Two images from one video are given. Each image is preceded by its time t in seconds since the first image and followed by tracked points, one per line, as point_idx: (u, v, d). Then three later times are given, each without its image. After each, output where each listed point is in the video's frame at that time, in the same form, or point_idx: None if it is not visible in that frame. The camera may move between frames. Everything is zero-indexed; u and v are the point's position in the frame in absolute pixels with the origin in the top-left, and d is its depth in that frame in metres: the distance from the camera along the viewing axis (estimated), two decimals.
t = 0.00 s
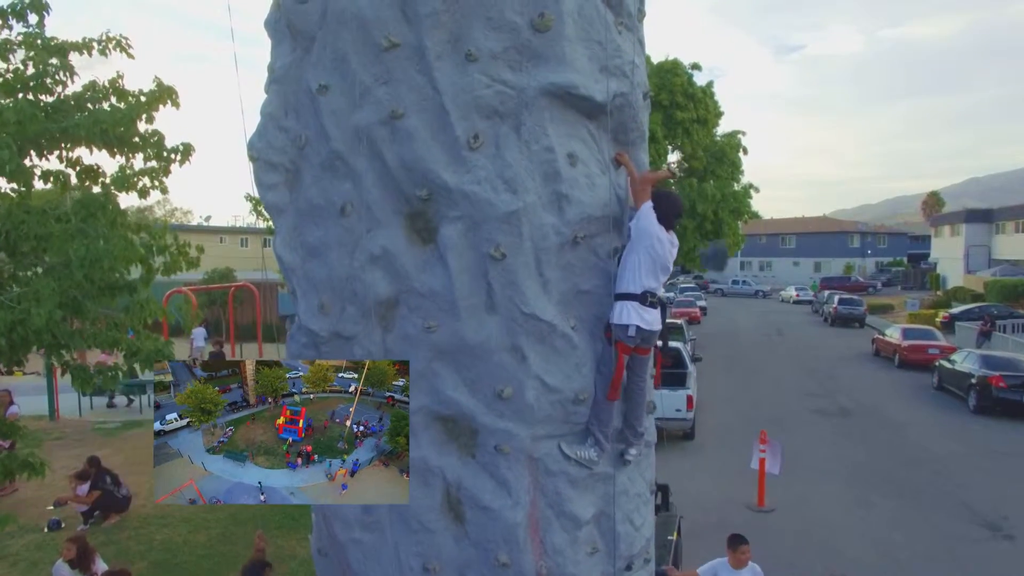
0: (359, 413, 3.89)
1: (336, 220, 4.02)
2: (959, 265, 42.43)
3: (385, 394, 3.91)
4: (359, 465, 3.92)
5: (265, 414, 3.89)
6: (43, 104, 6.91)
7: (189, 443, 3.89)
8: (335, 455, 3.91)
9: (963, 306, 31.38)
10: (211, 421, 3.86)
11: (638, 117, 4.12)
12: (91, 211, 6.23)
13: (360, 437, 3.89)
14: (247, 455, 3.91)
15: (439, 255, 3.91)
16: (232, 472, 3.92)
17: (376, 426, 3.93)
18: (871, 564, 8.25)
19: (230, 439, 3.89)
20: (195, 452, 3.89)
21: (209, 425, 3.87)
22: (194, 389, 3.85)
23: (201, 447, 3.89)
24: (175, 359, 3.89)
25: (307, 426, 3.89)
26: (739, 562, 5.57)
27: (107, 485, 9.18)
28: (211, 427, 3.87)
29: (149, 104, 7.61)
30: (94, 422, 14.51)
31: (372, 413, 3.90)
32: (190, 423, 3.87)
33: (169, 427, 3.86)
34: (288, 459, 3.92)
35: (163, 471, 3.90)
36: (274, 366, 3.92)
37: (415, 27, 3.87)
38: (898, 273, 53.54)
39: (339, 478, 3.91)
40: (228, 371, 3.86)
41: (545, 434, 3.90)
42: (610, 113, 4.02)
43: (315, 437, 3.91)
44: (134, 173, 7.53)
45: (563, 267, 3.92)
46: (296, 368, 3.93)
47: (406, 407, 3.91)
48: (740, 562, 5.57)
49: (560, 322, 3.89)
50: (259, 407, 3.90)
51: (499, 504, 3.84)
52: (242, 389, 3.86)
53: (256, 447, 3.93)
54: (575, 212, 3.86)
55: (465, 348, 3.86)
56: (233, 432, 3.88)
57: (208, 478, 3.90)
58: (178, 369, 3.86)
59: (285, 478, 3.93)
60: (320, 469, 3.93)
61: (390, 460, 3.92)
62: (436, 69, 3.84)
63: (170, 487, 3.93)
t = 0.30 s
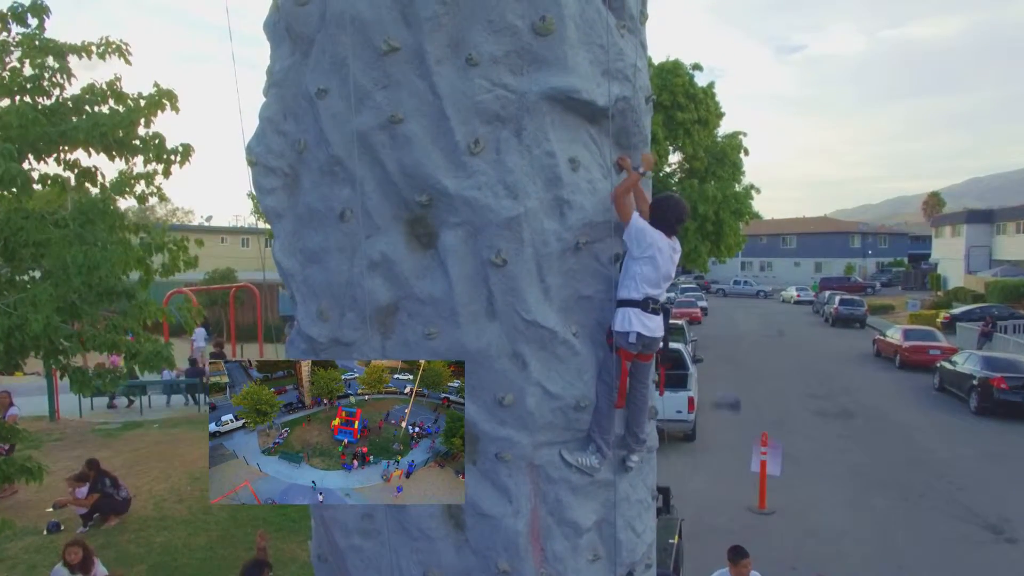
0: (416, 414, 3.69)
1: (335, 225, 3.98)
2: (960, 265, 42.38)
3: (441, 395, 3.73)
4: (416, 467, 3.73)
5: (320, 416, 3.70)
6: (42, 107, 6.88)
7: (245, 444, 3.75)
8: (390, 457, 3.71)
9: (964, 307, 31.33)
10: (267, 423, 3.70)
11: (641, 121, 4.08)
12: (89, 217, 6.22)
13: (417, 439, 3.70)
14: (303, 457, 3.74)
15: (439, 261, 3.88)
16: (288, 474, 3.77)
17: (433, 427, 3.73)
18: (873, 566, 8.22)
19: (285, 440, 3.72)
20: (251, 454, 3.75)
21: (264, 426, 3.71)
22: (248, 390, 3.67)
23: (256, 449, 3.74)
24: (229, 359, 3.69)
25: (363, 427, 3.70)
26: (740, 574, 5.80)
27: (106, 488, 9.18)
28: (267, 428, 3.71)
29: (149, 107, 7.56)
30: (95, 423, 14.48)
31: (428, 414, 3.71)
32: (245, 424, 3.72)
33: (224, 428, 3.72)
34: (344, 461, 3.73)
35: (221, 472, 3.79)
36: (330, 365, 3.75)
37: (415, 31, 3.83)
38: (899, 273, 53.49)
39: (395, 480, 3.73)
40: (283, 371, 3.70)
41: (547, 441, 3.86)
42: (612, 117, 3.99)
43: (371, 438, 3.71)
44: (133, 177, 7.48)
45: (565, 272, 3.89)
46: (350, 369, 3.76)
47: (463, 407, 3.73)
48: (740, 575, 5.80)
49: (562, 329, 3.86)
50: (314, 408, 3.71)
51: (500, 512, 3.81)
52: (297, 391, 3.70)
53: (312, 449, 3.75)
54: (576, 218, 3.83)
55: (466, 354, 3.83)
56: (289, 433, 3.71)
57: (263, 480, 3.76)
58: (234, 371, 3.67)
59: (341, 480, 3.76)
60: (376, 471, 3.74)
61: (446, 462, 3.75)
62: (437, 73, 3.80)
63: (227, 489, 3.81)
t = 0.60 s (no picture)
0: (472, 415, 3.70)
1: (335, 229, 3.98)
2: (960, 265, 42.37)
3: (496, 396, 3.72)
4: (471, 468, 3.73)
5: (375, 417, 3.73)
6: (40, 109, 6.89)
7: (300, 445, 3.76)
8: (445, 458, 3.74)
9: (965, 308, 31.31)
10: (322, 424, 3.72)
11: (641, 123, 4.07)
12: (88, 219, 6.24)
13: (472, 440, 3.71)
14: (358, 458, 3.77)
15: (438, 264, 3.88)
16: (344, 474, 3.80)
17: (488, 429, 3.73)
18: (872, 567, 8.22)
19: (341, 441, 3.74)
20: (306, 455, 3.76)
21: (320, 427, 3.73)
22: (303, 391, 3.73)
23: (311, 450, 3.76)
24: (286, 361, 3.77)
25: (418, 428, 3.73)
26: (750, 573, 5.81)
27: (106, 488, 9.17)
28: (322, 429, 3.72)
29: (147, 107, 7.54)
30: (95, 423, 14.49)
31: (483, 416, 3.71)
32: (301, 425, 3.73)
33: (280, 430, 3.73)
34: (399, 462, 3.75)
35: (275, 473, 3.79)
36: (385, 367, 3.81)
37: (414, 34, 3.83)
38: (900, 274, 53.45)
39: (451, 482, 3.74)
40: (339, 372, 3.76)
41: (546, 445, 3.86)
42: (611, 120, 3.99)
43: (426, 440, 3.74)
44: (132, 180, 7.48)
45: (564, 276, 3.88)
46: (406, 371, 3.79)
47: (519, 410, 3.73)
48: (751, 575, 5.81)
49: (561, 333, 3.86)
50: (370, 409, 3.74)
51: (500, 515, 3.81)
52: (353, 392, 3.73)
53: (366, 450, 3.78)
54: (575, 221, 3.83)
55: (465, 358, 3.83)
56: (344, 435, 3.72)
57: (318, 481, 3.79)
58: (290, 372, 3.75)
59: (396, 481, 3.78)
60: (432, 472, 3.75)
61: (502, 464, 3.72)
62: (436, 77, 3.80)
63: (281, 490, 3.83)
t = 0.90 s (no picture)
0: (526, 416, 3.86)
1: (335, 229, 3.98)
2: (960, 265, 42.36)
3: (551, 397, 3.86)
4: (527, 469, 3.85)
5: (431, 418, 3.87)
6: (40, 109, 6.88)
7: (356, 446, 3.93)
8: (501, 459, 3.84)
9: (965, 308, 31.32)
10: (377, 425, 3.89)
11: (641, 124, 4.08)
12: (89, 219, 6.22)
13: (527, 441, 3.85)
14: (413, 459, 3.89)
15: (439, 265, 3.90)
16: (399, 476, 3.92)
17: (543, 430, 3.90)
18: (872, 567, 8.24)
19: (396, 442, 3.89)
20: (362, 456, 3.92)
21: (376, 428, 3.90)
22: (359, 392, 3.92)
23: (367, 451, 3.91)
24: (343, 364, 3.98)
25: (473, 430, 3.85)
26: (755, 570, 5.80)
27: (106, 489, 9.17)
28: (377, 430, 3.88)
29: (148, 107, 7.52)
30: (96, 423, 14.51)
31: (539, 417, 3.88)
32: (357, 427, 3.91)
33: (336, 430, 3.93)
34: (455, 463, 3.86)
35: (333, 473, 3.96)
36: (440, 369, 3.91)
37: (414, 34, 3.83)
38: (900, 274, 53.49)
39: (505, 483, 3.84)
40: (395, 374, 3.92)
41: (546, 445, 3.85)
42: (611, 120, 3.99)
43: (482, 441, 3.85)
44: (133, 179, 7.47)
45: (564, 276, 3.89)
46: (461, 372, 3.87)
47: (573, 411, 3.87)
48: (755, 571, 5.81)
49: (561, 333, 3.86)
50: (425, 411, 3.88)
51: (500, 515, 3.82)
52: (408, 393, 3.88)
53: (422, 451, 3.90)
54: (576, 221, 3.84)
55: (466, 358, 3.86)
56: (400, 435, 3.88)
57: (374, 482, 3.92)
58: (346, 373, 3.96)
59: (451, 483, 3.86)
60: (488, 474, 3.84)
61: (558, 464, 3.88)
62: (436, 77, 3.80)
63: (339, 489, 3.99)
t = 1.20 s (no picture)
0: (582, 418, 3.84)
1: (335, 227, 4.00)
2: (959, 265, 42.40)
3: (606, 399, 3.87)
4: (582, 471, 3.87)
5: (487, 420, 3.82)
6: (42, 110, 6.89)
7: (412, 447, 3.91)
8: (556, 461, 3.85)
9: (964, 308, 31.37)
10: (434, 426, 3.84)
11: (640, 123, 4.10)
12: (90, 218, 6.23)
13: (583, 443, 3.85)
14: (469, 461, 3.86)
15: (439, 263, 3.91)
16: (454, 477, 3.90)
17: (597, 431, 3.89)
18: (871, 566, 8.26)
19: (451, 443, 3.86)
20: (418, 457, 3.91)
21: (431, 429, 3.85)
22: (416, 394, 3.87)
23: (423, 452, 3.89)
24: (398, 365, 3.92)
25: (529, 431, 3.83)
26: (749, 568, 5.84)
27: (106, 489, 9.19)
28: (433, 432, 3.84)
29: (149, 107, 7.52)
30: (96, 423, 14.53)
31: (594, 418, 3.86)
32: (412, 428, 3.89)
33: (391, 431, 3.93)
34: (510, 465, 3.84)
35: (388, 474, 3.95)
36: (496, 371, 3.85)
37: (414, 33, 3.85)
38: (899, 274, 53.55)
39: (561, 485, 3.86)
40: (452, 376, 3.86)
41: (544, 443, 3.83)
42: (610, 119, 4.01)
43: (537, 442, 3.85)
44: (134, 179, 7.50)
45: (564, 274, 3.90)
46: (517, 374, 3.83)
47: (626, 413, 3.90)
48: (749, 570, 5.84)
49: (560, 331, 3.88)
50: (481, 412, 3.84)
51: (500, 513, 3.86)
52: (464, 395, 3.83)
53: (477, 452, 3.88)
54: (575, 220, 3.85)
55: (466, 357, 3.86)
56: (456, 437, 3.84)
57: (430, 483, 3.90)
58: (401, 375, 3.91)
59: (506, 485, 3.85)
60: (543, 475, 3.85)
61: (612, 465, 3.90)
62: (436, 76, 3.81)
63: (394, 490, 3.98)
